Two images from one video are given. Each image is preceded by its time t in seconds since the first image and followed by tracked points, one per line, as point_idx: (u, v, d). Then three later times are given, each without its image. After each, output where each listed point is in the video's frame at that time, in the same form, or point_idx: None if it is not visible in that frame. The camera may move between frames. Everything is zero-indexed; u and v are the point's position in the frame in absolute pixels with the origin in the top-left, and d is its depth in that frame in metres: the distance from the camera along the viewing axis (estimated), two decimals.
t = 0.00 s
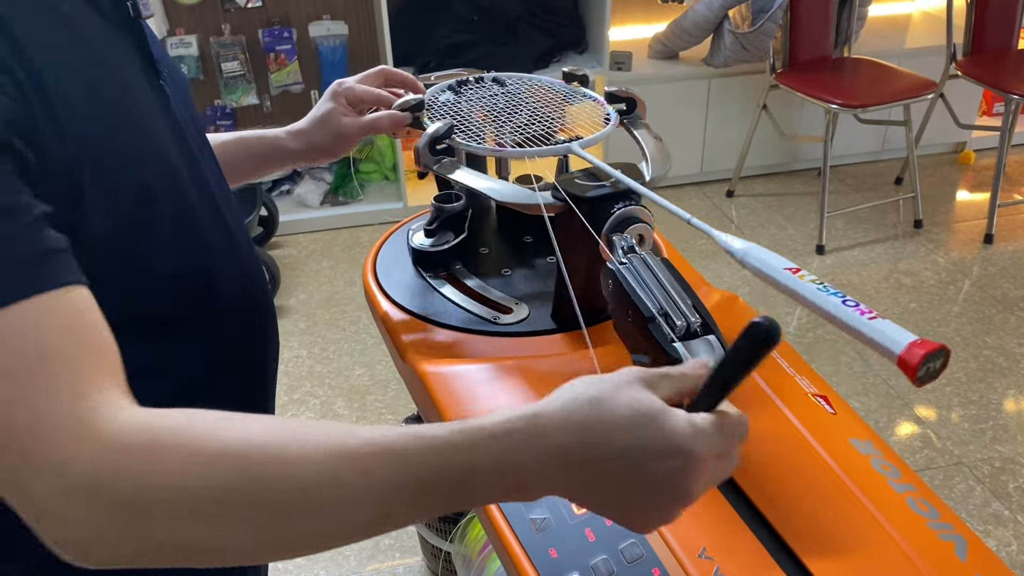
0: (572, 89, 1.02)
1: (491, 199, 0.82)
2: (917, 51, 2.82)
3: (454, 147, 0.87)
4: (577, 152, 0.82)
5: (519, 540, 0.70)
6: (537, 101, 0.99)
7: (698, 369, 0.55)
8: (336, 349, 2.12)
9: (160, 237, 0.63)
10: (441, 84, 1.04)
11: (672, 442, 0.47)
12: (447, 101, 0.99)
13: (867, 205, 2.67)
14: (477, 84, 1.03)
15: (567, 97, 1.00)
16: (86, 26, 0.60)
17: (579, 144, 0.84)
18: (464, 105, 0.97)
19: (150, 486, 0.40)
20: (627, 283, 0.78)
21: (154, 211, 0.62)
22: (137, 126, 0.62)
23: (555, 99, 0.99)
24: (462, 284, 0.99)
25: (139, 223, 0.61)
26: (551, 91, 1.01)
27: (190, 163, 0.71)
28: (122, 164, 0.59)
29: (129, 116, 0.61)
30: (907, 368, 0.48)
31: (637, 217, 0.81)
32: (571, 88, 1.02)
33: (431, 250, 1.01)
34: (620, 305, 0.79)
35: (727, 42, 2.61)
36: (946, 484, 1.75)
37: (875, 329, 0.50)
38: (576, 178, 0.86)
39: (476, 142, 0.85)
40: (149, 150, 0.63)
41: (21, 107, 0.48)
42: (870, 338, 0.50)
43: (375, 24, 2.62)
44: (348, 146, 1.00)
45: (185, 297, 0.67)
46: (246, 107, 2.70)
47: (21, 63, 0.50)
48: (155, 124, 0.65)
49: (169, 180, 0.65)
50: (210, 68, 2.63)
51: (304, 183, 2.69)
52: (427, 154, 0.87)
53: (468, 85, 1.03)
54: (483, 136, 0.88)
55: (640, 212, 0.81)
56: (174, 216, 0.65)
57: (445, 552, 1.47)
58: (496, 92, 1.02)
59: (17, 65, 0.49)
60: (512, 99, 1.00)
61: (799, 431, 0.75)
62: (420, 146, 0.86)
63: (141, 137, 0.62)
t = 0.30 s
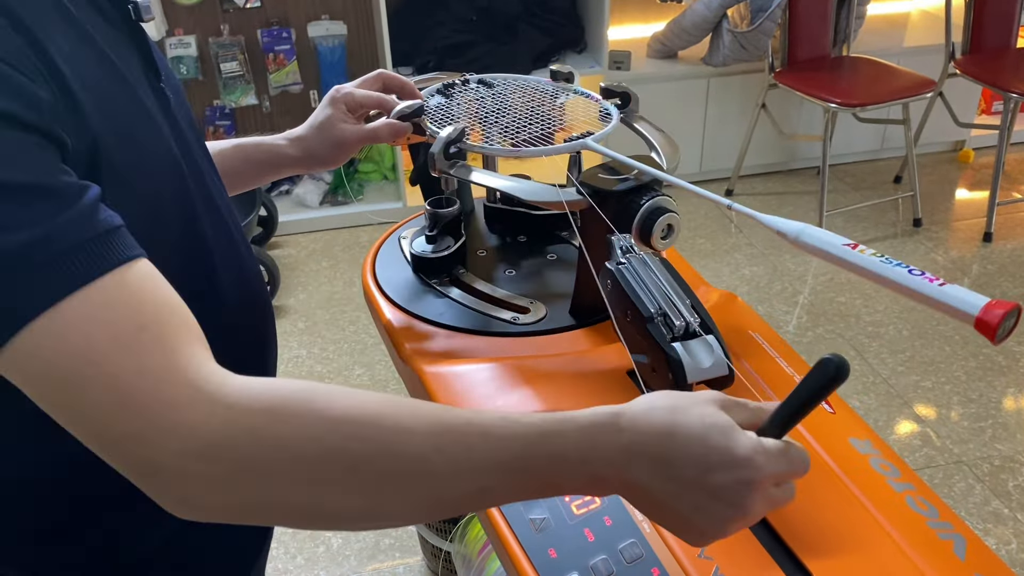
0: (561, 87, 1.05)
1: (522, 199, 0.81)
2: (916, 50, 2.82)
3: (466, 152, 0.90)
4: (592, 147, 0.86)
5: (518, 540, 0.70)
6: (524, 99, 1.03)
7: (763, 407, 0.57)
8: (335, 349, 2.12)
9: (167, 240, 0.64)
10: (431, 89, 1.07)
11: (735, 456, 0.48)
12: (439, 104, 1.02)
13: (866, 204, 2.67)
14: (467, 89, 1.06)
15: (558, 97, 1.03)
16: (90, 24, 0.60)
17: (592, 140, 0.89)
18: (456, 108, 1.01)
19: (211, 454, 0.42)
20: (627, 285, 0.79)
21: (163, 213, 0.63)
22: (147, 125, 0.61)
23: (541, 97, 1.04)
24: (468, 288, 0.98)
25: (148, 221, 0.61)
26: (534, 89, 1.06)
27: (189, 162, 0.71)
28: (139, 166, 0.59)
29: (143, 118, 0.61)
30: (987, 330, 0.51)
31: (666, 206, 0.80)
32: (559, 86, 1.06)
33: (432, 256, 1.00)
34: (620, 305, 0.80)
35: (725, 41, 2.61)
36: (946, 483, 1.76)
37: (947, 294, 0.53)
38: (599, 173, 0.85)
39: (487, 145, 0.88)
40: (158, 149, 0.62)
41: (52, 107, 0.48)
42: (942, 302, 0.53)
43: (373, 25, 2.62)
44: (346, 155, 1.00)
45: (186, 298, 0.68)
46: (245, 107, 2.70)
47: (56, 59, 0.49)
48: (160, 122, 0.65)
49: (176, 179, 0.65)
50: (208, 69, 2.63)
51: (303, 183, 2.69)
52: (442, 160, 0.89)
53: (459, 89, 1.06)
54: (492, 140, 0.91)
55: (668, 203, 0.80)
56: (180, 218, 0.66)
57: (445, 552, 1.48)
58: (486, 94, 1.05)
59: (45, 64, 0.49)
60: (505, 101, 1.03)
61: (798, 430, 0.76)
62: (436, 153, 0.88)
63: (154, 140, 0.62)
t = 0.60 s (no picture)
0: (556, 83, 1.06)
1: (531, 194, 0.82)
2: (914, 48, 2.82)
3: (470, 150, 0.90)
4: (596, 143, 0.88)
5: (518, 537, 0.70)
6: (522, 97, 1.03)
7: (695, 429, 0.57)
8: (335, 348, 2.12)
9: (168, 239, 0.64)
10: (426, 87, 1.07)
11: (650, 488, 0.49)
12: (436, 104, 1.01)
13: (865, 201, 2.67)
14: (463, 87, 1.06)
15: (555, 94, 1.04)
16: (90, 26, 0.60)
17: (595, 136, 0.90)
18: (454, 107, 1.00)
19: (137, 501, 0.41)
20: (626, 281, 0.78)
21: (163, 214, 0.63)
22: (147, 126, 0.61)
23: (538, 95, 1.04)
24: (469, 287, 0.98)
25: (148, 222, 0.61)
26: (531, 87, 1.06)
27: (189, 162, 0.71)
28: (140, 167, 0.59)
29: (142, 118, 0.61)
30: (1003, 312, 0.57)
31: (672, 200, 0.83)
32: (555, 83, 1.06)
33: (432, 256, 1.00)
34: (617, 302, 0.79)
35: (724, 40, 2.61)
36: (945, 480, 1.76)
37: (963, 280, 0.59)
38: (605, 169, 0.88)
39: (493, 143, 0.88)
40: (159, 150, 0.62)
41: (49, 113, 0.48)
42: (961, 288, 0.59)
43: (372, 24, 2.62)
44: (343, 158, 1.01)
45: (189, 296, 0.68)
46: (244, 106, 2.70)
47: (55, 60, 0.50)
48: (160, 124, 0.65)
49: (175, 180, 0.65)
50: (207, 67, 2.63)
51: (303, 182, 2.69)
52: (446, 159, 0.89)
53: (453, 86, 1.06)
54: (494, 138, 0.91)
55: (674, 197, 0.83)
56: (181, 218, 0.65)
57: (445, 550, 1.48)
58: (483, 92, 1.05)
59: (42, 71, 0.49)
60: (502, 99, 1.03)
61: (796, 429, 0.76)
62: (439, 152, 0.88)
63: (154, 140, 0.62)
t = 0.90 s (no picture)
0: (557, 80, 1.06)
1: (535, 191, 0.83)
2: (914, 45, 2.82)
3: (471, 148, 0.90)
4: (597, 140, 0.88)
5: (519, 531, 0.70)
6: (522, 94, 1.04)
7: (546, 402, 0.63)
8: (336, 346, 2.12)
9: (171, 235, 0.64)
10: (426, 85, 1.07)
11: (498, 473, 0.57)
12: (437, 101, 1.02)
13: (867, 198, 2.67)
14: (464, 84, 1.06)
15: (556, 91, 1.04)
16: (91, 21, 0.59)
17: (595, 132, 0.90)
18: (455, 104, 1.01)
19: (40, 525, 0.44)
20: (627, 277, 0.79)
21: (165, 211, 0.63)
22: (149, 122, 0.61)
23: (538, 91, 1.04)
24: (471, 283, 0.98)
25: (149, 217, 0.61)
26: (531, 84, 1.06)
27: (192, 158, 0.71)
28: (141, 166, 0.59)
29: (144, 115, 0.61)
30: (1004, 307, 0.57)
31: (672, 197, 0.84)
32: (555, 81, 1.07)
33: (432, 253, 1.00)
34: (619, 299, 0.79)
35: (724, 38, 2.62)
36: (946, 477, 1.76)
37: (963, 275, 0.59)
38: (606, 164, 0.88)
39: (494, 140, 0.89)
40: (160, 147, 0.62)
41: (45, 118, 0.48)
42: (960, 283, 0.59)
43: (373, 23, 2.62)
44: (325, 202, 1.01)
45: (191, 290, 0.68)
46: (244, 105, 2.71)
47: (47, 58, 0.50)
48: (162, 120, 0.64)
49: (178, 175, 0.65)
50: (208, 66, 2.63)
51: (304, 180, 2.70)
52: (448, 156, 0.90)
53: (453, 83, 1.06)
54: (496, 135, 0.92)
55: (674, 193, 0.83)
56: (184, 214, 0.66)
57: (446, 547, 1.48)
58: (483, 89, 1.05)
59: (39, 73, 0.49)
60: (502, 96, 1.03)
61: (797, 423, 0.76)
62: (440, 150, 0.88)
63: (156, 138, 0.62)
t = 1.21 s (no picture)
0: (559, 78, 1.06)
1: (533, 187, 0.82)
2: (913, 43, 2.82)
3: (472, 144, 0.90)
4: (597, 137, 0.89)
5: (522, 526, 0.71)
6: (524, 91, 1.04)
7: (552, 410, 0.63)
8: (337, 344, 2.12)
9: (171, 226, 0.64)
10: (429, 81, 1.07)
11: (494, 475, 0.57)
12: (439, 98, 1.02)
13: (867, 196, 2.67)
14: (466, 81, 1.06)
15: (557, 89, 1.04)
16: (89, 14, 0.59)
17: (596, 129, 0.90)
18: (457, 100, 1.01)
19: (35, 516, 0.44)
20: (643, 289, 0.78)
21: (165, 202, 0.63)
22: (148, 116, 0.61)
23: (540, 89, 1.05)
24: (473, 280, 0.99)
25: (149, 210, 0.61)
26: (533, 81, 1.07)
27: (191, 150, 0.71)
28: (143, 159, 0.59)
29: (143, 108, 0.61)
30: (1001, 305, 0.57)
31: (672, 194, 0.84)
32: (557, 78, 1.07)
33: (433, 249, 1.00)
34: (638, 312, 0.79)
35: (724, 35, 2.62)
36: (947, 473, 1.76)
37: (962, 274, 0.59)
38: (606, 162, 0.89)
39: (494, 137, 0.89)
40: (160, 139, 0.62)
41: (38, 109, 0.48)
42: (959, 281, 0.59)
43: (373, 22, 2.62)
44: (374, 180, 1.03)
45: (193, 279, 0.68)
46: (245, 103, 2.71)
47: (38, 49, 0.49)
48: (161, 113, 0.64)
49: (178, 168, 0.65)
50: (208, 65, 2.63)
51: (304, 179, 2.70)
52: (448, 153, 0.90)
53: (455, 80, 1.06)
54: (496, 131, 0.92)
55: (674, 191, 0.83)
56: (185, 206, 0.65)
57: (447, 544, 1.49)
58: (484, 86, 1.05)
59: (36, 68, 0.49)
60: (504, 93, 1.03)
61: (799, 419, 0.76)
62: (441, 146, 0.88)
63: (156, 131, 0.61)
